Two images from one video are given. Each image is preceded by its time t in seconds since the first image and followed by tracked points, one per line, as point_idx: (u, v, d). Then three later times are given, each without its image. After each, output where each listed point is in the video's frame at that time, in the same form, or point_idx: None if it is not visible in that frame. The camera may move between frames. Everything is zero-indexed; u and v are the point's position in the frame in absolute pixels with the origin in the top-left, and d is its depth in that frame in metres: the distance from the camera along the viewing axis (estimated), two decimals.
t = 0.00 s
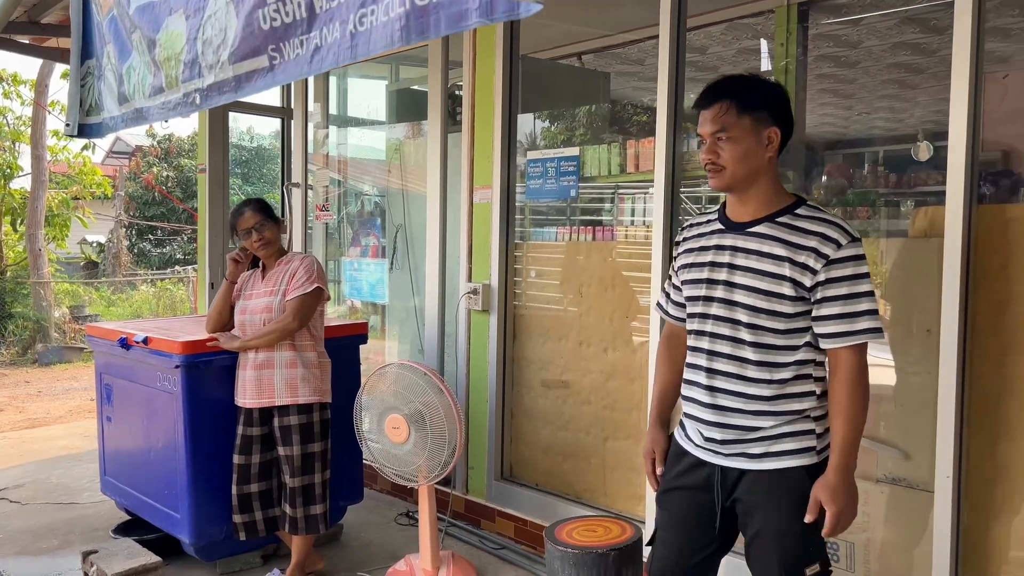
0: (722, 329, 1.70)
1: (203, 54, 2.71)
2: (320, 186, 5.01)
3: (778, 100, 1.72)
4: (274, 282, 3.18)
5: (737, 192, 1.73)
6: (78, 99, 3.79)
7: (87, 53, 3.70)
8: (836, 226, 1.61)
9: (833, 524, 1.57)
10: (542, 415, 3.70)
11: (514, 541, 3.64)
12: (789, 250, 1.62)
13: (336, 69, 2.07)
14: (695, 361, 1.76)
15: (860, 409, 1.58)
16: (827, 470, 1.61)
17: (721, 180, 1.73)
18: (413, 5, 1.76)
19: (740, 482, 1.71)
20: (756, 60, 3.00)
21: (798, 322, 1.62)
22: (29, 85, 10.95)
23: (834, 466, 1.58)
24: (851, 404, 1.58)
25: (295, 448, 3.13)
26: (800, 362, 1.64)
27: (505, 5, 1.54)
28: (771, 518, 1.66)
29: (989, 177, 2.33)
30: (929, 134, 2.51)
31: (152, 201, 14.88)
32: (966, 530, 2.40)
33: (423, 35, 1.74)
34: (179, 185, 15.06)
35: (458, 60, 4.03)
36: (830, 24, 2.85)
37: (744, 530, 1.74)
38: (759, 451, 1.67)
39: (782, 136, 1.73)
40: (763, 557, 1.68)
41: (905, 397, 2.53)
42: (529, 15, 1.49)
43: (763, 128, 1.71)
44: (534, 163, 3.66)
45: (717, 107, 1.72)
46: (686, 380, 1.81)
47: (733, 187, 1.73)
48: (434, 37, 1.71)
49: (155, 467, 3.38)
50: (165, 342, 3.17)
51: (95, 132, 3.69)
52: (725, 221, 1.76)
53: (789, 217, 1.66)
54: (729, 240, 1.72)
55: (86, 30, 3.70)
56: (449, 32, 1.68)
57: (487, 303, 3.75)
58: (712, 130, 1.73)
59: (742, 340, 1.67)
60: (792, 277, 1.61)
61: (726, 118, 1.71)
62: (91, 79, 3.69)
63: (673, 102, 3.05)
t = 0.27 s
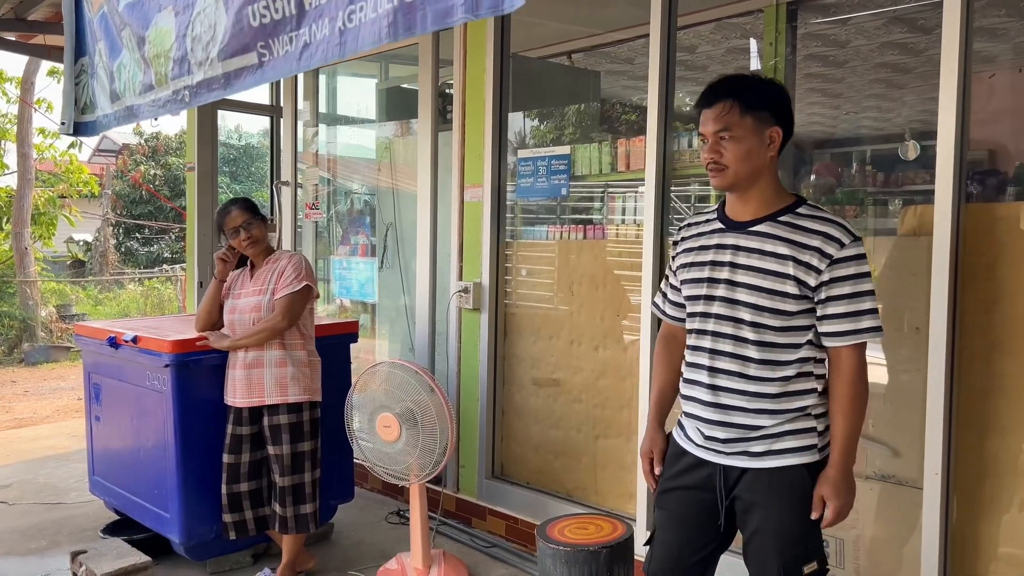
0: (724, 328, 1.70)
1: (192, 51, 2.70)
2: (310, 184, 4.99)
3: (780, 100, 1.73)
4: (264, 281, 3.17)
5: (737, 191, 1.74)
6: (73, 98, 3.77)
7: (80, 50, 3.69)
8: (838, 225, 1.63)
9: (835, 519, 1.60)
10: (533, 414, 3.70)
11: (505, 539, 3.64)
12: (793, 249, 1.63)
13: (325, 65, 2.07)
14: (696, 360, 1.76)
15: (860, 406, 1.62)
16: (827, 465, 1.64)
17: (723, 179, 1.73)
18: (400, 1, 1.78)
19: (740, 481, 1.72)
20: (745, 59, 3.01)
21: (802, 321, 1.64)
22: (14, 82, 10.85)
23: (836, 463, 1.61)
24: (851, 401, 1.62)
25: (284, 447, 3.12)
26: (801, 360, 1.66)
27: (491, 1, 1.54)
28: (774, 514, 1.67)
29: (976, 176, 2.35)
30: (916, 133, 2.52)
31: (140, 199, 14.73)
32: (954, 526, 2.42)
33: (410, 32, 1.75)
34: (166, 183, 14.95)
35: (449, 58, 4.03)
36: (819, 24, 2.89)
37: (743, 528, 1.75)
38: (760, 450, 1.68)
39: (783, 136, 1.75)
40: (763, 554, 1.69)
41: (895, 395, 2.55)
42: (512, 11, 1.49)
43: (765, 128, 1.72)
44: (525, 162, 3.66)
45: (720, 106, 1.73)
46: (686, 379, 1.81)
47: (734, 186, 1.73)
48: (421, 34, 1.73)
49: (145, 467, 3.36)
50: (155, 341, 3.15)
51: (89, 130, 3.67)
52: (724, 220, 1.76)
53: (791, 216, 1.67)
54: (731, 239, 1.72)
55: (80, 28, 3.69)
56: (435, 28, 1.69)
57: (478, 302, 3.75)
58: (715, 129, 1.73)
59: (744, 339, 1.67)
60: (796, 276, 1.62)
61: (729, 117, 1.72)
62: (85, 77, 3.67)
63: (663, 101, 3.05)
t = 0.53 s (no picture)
0: (718, 325, 1.71)
1: (178, 47, 2.69)
2: (299, 183, 4.97)
3: (775, 98, 1.74)
4: (251, 280, 3.15)
5: (732, 190, 1.74)
6: (64, 95, 3.74)
7: (70, 47, 3.66)
8: (833, 224, 1.64)
9: (819, 516, 1.61)
10: (524, 412, 3.70)
11: (496, 538, 3.64)
12: (788, 247, 1.63)
13: (299, 60, 2.14)
14: (690, 357, 1.76)
15: (851, 404, 1.61)
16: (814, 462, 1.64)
17: (718, 177, 1.74)
18: None
19: (733, 478, 1.73)
20: (733, 58, 3.02)
21: (796, 319, 1.64)
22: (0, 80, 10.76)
23: (823, 459, 1.61)
24: (842, 399, 1.61)
25: (273, 446, 3.11)
26: (795, 358, 1.66)
27: None
28: (768, 510, 1.68)
29: (963, 175, 2.37)
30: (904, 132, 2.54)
31: (127, 198, 14.72)
32: (942, 522, 2.44)
33: (383, 23, 1.83)
34: (155, 181, 14.84)
35: (439, 56, 4.03)
36: (808, 23, 2.90)
37: (735, 524, 1.76)
38: (755, 447, 1.68)
39: (778, 134, 1.75)
40: (756, 550, 1.69)
41: (884, 393, 2.56)
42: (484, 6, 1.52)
43: (760, 126, 1.72)
44: (515, 160, 3.66)
45: (716, 105, 1.73)
46: (679, 376, 1.80)
47: (729, 184, 1.74)
48: (395, 25, 1.81)
49: (133, 467, 3.34)
50: (143, 340, 3.13)
51: (81, 128, 3.64)
52: (718, 218, 1.77)
53: (785, 214, 1.68)
54: (726, 236, 1.73)
55: (70, 27, 3.66)
56: (408, 19, 1.76)
57: (469, 300, 3.74)
58: (710, 127, 1.73)
59: (739, 336, 1.68)
60: (791, 273, 1.62)
61: (725, 115, 1.72)
62: (75, 75, 3.65)
63: (653, 100, 3.06)
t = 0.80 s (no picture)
0: (707, 323, 1.71)
1: (165, 44, 2.68)
2: (290, 181, 4.95)
3: (767, 98, 1.74)
4: (241, 279, 3.13)
5: (723, 189, 1.74)
6: (51, 92, 3.71)
7: (58, 44, 3.64)
8: (822, 223, 1.64)
9: (793, 513, 1.61)
10: (515, 411, 3.70)
11: (487, 537, 3.64)
12: (777, 246, 1.63)
13: (278, 56, 2.14)
14: (679, 355, 1.76)
15: (834, 403, 1.61)
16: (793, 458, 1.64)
17: (709, 177, 1.74)
18: None
19: (723, 476, 1.73)
20: (725, 58, 3.01)
21: (785, 318, 1.64)
22: None
23: (801, 455, 1.61)
24: (825, 397, 1.61)
25: (264, 446, 3.10)
26: (784, 357, 1.66)
27: None
28: (758, 509, 1.68)
29: (953, 175, 2.37)
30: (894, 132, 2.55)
31: (117, 196, 14.67)
32: (932, 521, 2.45)
33: (355, 18, 1.84)
34: (144, 180, 14.75)
35: (431, 55, 4.02)
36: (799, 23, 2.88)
37: (726, 523, 1.75)
38: (744, 445, 1.69)
39: (769, 134, 1.75)
40: (746, 549, 1.69)
41: (874, 392, 2.57)
42: None
43: (751, 125, 1.72)
44: (506, 159, 3.65)
45: (707, 104, 1.73)
46: (669, 375, 1.81)
47: (720, 184, 1.73)
48: (366, 19, 1.82)
49: (122, 467, 3.32)
50: (132, 339, 3.11)
51: (68, 126, 3.59)
52: (709, 217, 1.77)
53: (775, 213, 1.67)
54: (715, 235, 1.73)
55: (56, 23, 3.65)
56: (377, 14, 1.77)
57: (460, 299, 3.74)
58: (701, 126, 1.73)
59: (728, 335, 1.68)
60: (779, 273, 1.62)
61: (717, 114, 1.72)
62: (63, 72, 3.62)
63: (645, 100, 3.06)
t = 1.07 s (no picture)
0: (696, 323, 1.71)
1: (155, 43, 2.67)
2: (283, 181, 4.94)
3: (759, 99, 1.74)
4: (235, 279, 3.12)
5: (715, 187, 1.74)
6: (37, 91, 3.72)
7: (45, 43, 3.65)
8: (812, 225, 1.63)
9: (784, 516, 1.60)
10: (509, 412, 3.70)
11: (480, 538, 3.63)
12: (766, 246, 1.63)
13: (271, 54, 2.13)
14: (669, 354, 1.76)
15: (822, 407, 1.61)
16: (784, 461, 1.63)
17: (701, 176, 1.73)
18: None
19: (711, 476, 1.73)
20: (718, 58, 3.01)
21: (774, 318, 1.64)
22: None
23: (792, 459, 1.60)
24: (815, 400, 1.61)
25: (256, 447, 3.08)
26: (772, 358, 1.66)
27: None
28: (745, 509, 1.68)
29: (946, 175, 2.38)
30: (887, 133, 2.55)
31: (109, 195, 14.63)
32: (925, 520, 2.45)
33: (343, 17, 1.84)
34: (137, 179, 14.69)
35: (424, 55, 4.01)
36: (792, 24, 2.88)
37: (714, 522, 1.75)
38: (731, 445, 1.69)
39: (761, 135, 1.75)
40: (734, 548, 1.69)
41: (867, 392, 2.58)
42: None
43: (744, 125, 1.72)
44: (500, 159, 3.65)
45: (702, 103, 1.73)
46: (659, 374, 1.81)
47: (712, 182, 1.73)
48: (355, 18, 1.81)
49: (114, 468, 3.31)
50: (124, 339, 3.10)
51: (55, 124, 3.61)
52: (702, 216, 1.77)
53: (766, 213, 1.67)
54: (707, 235, 1.73)
55: (45, 21, 3.63)
56: (367, 11, 1.77)
57: (454, 299, 3.73)
58: (694, 125, 1.73)
59: (716, 334, 1.68)
60: (768, 273, 1.62)
61: (710, 113, 1.72)
62: (51, 70, 3.61)
63: (639, 100, 3.06)
